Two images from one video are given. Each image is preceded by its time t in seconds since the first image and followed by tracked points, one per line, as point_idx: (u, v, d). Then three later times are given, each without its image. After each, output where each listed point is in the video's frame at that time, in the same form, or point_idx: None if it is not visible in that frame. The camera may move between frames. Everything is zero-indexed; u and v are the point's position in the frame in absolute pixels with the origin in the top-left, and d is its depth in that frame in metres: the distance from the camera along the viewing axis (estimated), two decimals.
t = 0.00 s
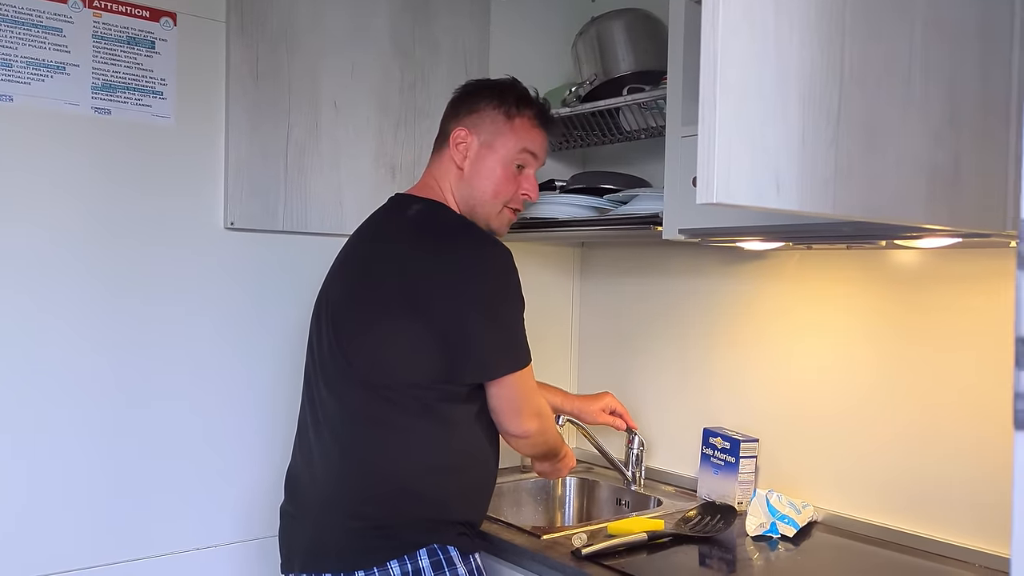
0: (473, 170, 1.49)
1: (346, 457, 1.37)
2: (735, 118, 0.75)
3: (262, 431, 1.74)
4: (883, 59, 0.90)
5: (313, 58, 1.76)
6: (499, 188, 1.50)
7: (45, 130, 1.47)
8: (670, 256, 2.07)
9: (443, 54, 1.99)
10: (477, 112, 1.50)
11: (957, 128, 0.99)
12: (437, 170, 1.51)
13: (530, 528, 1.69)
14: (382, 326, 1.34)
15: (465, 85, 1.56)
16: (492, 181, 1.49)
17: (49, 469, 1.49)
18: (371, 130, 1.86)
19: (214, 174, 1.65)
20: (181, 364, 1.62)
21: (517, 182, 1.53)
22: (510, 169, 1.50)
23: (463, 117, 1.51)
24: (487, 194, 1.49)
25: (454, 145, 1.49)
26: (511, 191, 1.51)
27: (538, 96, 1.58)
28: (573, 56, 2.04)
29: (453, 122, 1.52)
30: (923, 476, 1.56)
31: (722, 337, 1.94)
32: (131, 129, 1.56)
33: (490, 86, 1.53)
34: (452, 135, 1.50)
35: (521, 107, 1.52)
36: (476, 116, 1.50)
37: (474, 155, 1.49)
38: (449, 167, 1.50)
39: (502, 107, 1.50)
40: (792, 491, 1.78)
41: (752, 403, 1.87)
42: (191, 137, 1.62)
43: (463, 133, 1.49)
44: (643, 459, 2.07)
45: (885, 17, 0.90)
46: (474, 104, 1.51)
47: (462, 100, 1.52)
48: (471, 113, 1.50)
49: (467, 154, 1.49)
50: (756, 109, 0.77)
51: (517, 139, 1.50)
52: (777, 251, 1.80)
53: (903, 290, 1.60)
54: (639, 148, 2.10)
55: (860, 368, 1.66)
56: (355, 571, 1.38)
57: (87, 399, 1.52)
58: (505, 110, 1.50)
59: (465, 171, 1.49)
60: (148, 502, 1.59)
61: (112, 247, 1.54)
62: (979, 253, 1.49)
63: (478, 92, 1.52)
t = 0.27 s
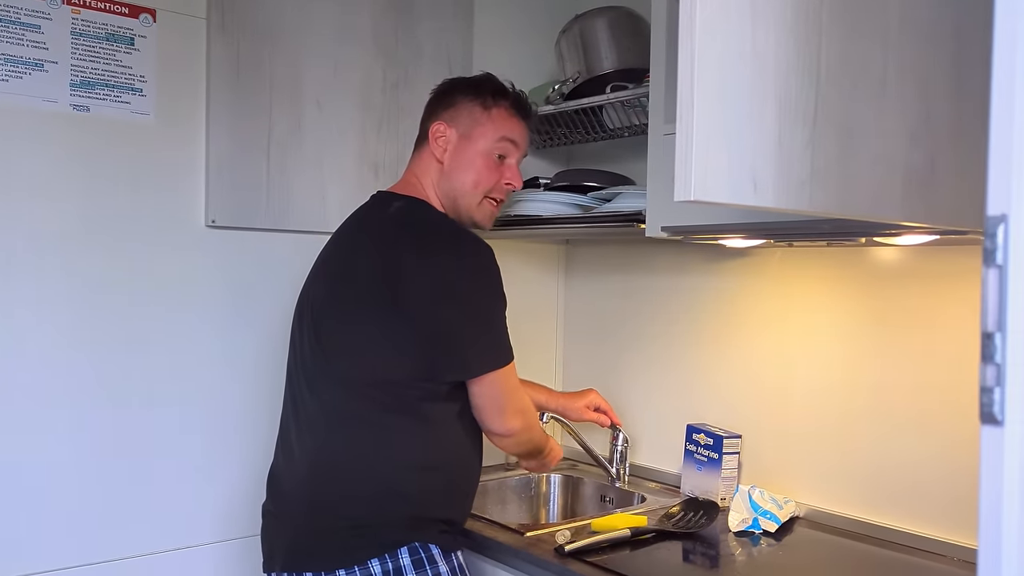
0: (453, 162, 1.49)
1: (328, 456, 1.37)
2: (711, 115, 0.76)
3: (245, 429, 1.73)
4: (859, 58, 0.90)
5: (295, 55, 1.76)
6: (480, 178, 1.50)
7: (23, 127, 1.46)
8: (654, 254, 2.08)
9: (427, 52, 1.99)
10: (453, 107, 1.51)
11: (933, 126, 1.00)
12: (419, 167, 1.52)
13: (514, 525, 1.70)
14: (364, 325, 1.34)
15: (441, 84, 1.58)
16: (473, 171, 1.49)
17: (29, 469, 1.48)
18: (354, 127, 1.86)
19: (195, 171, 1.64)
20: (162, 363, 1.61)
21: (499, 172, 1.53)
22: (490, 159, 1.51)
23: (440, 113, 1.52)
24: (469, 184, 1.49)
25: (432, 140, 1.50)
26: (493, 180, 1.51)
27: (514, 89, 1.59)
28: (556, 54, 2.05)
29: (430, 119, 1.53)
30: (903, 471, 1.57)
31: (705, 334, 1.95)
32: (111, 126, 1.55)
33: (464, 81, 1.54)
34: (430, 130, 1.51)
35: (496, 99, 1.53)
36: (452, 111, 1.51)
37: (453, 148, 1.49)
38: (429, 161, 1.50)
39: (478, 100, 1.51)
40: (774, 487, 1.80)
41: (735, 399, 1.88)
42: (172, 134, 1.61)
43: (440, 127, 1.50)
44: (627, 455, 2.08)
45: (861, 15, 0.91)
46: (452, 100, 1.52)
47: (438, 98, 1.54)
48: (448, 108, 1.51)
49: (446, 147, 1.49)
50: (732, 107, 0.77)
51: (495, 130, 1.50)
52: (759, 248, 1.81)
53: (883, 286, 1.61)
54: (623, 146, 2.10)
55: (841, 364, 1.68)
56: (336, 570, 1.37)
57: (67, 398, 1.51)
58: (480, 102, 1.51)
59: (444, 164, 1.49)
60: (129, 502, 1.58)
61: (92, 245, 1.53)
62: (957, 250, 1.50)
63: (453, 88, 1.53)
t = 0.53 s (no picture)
0: (439, 152, 1.48)
1: (314, 451, 1.36)
2: (697, 106, 0.75)
3: (232, 425, 1.72)
4: (846, 48, 0.90)
5: (281, 47, 1.74)
6: (468, 167, 1.49)
7: (4, 120, 1.44)
8: (643, 247, 2.07)
9: (414, 43, 1.97)
10: (438, 99, 1.51)
11: (920, 117, 1.00)
12: (406, 159, 1.51)
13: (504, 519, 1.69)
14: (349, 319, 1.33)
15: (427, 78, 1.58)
16: (460, 160, 1.48)
17: (14, 465, 1.46)
18: (341, 119, 1.84)
19: (180, 164, 1.63)
20: (147, 358, 1.60)
21: (487, 162, 1.52)
22: (478, 148, 1.50)
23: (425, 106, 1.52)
24: (457, 174, 1.48)
25: (418, 131, 1.49)
26: (481, 170, 1.50)
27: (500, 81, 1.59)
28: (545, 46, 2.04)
29: (416, 112, 1.52)
30: (890, 463, 1.58)
31: (694, 328, 1.95)
32: (94, 119, 1.53)
33: (449, 74, 1.54)
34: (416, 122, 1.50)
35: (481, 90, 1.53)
36: (437, 102, 1.50)
37: (439, 138, 1.48)
38: (415, 153, 1.49)
39: (463, 92, 1.51)
40: (763, 480, 1.80)
41: (724, 392, 1.88)
42: (156, 127, 1.60)
43: (425, 119, 1.49)
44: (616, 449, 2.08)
45: (848, 6, 0.90)
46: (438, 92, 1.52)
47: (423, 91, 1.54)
48: (435, 100, 1.51)
49: (432, 138, 1.49)
50: (718, 98, 0.77)
51: (480, 120, 1.50)
52: (748, 241, 1.81)
53: (871, 279, 1.61)
54: (612, 139, 2.10)
55: (829, 357, 1.68)
56: (322, 565, 1.36)
57: (50, 393, 1.50)
58: (465, 93, 1.51)
59: (431, 155, 1.48)
60: (115, 498, 1.57)
61: (75, 239, 1.52)
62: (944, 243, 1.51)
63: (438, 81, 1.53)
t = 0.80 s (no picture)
0: (438, 140, 1.47)
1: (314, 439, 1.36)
2: (700, 89, 0.75)
3: (231, 413, 1.72)
4: (848, 31, 0.90)
5: (278, 34, 1.73)
6: (467, 155, 1.48)
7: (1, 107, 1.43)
8: (641, 235, 2.07)
9: (412, 30, 1.96)
10: (437, 86, 1.50)
11: (921, 100, 1.00)
12: (404, 147, 1.50)
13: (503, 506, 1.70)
14: (348, 307, 1.33)
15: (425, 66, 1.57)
16: (459, 148, 1.47)
17: (14, 455, 1.46)
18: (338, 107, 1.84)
19: (178, 152, 1.62)
20: (146, 347, 1.59)
21: (486, 150, 1.51)
22: (476, 136, 1.49)
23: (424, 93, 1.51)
24: (456, 161, 1.47)
25: (417, 119, 1.48)
26: (480, 158, 1.49)
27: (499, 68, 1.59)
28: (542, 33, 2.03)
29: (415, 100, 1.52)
30: (889, 448, 1.58)
31: (693, 315, 1.95)
32: (91, 107, 1.52)
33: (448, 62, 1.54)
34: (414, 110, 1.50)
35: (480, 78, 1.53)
36: (436, 90, 1.50)
37: (438, 126, 1.48)
38: (414, 141, 1.49)
39: (463, 79, 1.50)
40: (762, 466, 1.80)
41: (722, 379, 1.88)
42: (153, 115, 1.59)
43: (424, 106, 1.49)
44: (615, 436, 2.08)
45: None
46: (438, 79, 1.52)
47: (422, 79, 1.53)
48: (434, 88, 1.51)
49: (431, 125, 1.48)
50: (721, 80, 0.76)
51: (480, 107, 1.49)
52: (747, 228, 1.81)
53: (870, 265, 1.62)
54: (610, 126, 2.09)
55: (827, 344, 1.68)
56: (322, 552, 1.36)
57: (50, 382, 1.49)
58: (464, 81, 1.50)
59: (430, 143, 1.48)
60: (115, 487, 1.57)
61: (73, 228, 1.51)
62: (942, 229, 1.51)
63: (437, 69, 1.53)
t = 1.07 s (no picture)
0: (436, 128, 1.47)
1: (314, 429, 1.36)
2: (700, 72, 0.74)
3: (229, 402, 1.71)
4: (848, 12, 0.89)
5: (273, 20, 1.72)
6: (464, 142, 1.47)
7: None
8: (638, 222, 2.06)
9: (407, 17, 1.95)
10: (433, 73, 1.49)
11: (921, 83, 0.99)
12: (401, 134, 1.49)
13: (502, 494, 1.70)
14: (346, 297, 1.33)
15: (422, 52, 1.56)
16: (457, 135, 1.46)
17: (12, 445, 1.45)
18: (334, 95, 1.83)
19: (173, 140, 1.61)
20: (143, 337, 1.59)
21: (484, 138, 1.50)
22: (474, 124, 1.48)
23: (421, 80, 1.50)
24: (454, 149, 1.47)
25: (414, 106, 1.47)
26: (478, 146, 1.49)
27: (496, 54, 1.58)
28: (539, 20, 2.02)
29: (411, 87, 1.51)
30: (887, 434, 1.59)
31: (691, 303, 1.95)
32: (85, 95, 1.51)
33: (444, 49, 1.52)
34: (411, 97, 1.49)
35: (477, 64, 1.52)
36: (433, 77, 1.49)
37: (435, 113, 1.47)
38: (411, 129, 1.48)
39: (459, 65, 1.49)
40: (761, 454, 1.81)
41: (721, 367, 1.88)
42: (148, 103, 1.57)
43: (421, 93, 1.48)
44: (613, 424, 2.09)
45: None
46: (434, 66, 1.51)
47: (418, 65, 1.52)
48: (430, 75, 1.50)
49: (428, 113, 1.47)
50: (720, 63, 0.76)
51: (477, 94, 1.48)
52: (745, 216, 1.81)
53: (868, 251, 1.61)
54: (607, 114, 2.08)
55: (827, 332, 1.68)
56: (322, 543, 1.36)
57: (47, 371, 1.48)
58: (461, 67, 1.49)
59: (427, 130, 1.47)
60: (113, 477, 1.56)
61: (68, 217, 1.50)
62: (940, 215, 1.51)
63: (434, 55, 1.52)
